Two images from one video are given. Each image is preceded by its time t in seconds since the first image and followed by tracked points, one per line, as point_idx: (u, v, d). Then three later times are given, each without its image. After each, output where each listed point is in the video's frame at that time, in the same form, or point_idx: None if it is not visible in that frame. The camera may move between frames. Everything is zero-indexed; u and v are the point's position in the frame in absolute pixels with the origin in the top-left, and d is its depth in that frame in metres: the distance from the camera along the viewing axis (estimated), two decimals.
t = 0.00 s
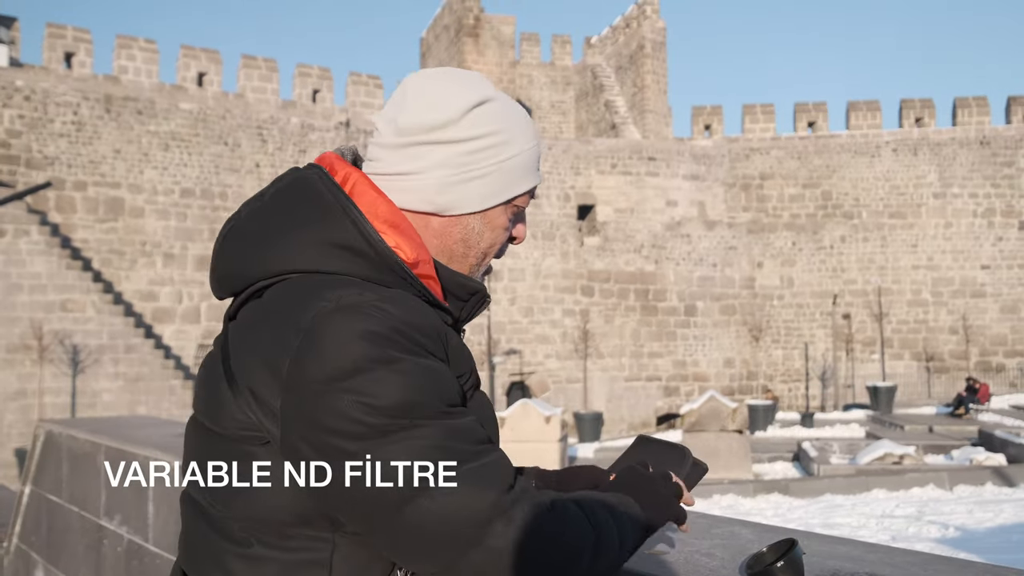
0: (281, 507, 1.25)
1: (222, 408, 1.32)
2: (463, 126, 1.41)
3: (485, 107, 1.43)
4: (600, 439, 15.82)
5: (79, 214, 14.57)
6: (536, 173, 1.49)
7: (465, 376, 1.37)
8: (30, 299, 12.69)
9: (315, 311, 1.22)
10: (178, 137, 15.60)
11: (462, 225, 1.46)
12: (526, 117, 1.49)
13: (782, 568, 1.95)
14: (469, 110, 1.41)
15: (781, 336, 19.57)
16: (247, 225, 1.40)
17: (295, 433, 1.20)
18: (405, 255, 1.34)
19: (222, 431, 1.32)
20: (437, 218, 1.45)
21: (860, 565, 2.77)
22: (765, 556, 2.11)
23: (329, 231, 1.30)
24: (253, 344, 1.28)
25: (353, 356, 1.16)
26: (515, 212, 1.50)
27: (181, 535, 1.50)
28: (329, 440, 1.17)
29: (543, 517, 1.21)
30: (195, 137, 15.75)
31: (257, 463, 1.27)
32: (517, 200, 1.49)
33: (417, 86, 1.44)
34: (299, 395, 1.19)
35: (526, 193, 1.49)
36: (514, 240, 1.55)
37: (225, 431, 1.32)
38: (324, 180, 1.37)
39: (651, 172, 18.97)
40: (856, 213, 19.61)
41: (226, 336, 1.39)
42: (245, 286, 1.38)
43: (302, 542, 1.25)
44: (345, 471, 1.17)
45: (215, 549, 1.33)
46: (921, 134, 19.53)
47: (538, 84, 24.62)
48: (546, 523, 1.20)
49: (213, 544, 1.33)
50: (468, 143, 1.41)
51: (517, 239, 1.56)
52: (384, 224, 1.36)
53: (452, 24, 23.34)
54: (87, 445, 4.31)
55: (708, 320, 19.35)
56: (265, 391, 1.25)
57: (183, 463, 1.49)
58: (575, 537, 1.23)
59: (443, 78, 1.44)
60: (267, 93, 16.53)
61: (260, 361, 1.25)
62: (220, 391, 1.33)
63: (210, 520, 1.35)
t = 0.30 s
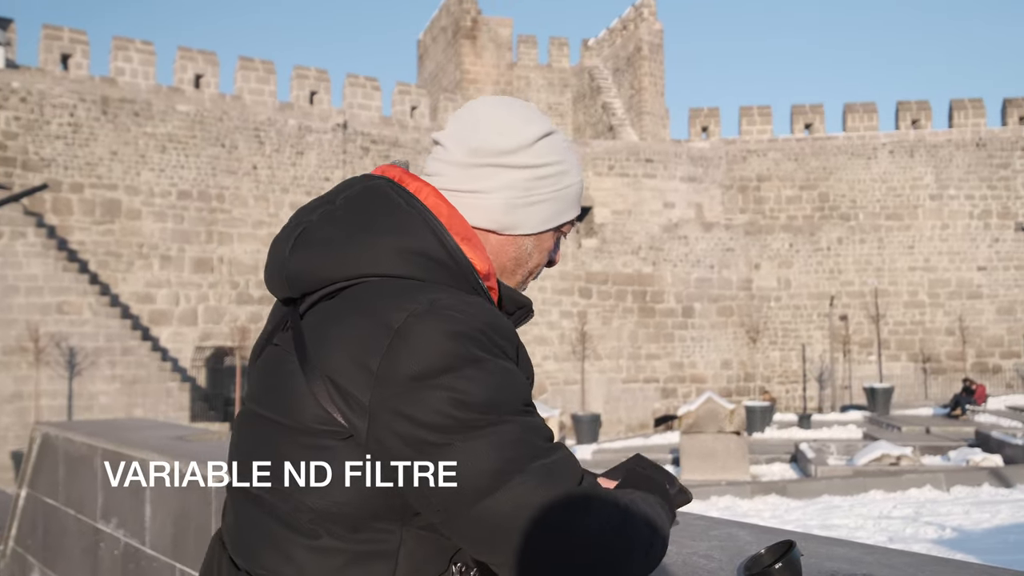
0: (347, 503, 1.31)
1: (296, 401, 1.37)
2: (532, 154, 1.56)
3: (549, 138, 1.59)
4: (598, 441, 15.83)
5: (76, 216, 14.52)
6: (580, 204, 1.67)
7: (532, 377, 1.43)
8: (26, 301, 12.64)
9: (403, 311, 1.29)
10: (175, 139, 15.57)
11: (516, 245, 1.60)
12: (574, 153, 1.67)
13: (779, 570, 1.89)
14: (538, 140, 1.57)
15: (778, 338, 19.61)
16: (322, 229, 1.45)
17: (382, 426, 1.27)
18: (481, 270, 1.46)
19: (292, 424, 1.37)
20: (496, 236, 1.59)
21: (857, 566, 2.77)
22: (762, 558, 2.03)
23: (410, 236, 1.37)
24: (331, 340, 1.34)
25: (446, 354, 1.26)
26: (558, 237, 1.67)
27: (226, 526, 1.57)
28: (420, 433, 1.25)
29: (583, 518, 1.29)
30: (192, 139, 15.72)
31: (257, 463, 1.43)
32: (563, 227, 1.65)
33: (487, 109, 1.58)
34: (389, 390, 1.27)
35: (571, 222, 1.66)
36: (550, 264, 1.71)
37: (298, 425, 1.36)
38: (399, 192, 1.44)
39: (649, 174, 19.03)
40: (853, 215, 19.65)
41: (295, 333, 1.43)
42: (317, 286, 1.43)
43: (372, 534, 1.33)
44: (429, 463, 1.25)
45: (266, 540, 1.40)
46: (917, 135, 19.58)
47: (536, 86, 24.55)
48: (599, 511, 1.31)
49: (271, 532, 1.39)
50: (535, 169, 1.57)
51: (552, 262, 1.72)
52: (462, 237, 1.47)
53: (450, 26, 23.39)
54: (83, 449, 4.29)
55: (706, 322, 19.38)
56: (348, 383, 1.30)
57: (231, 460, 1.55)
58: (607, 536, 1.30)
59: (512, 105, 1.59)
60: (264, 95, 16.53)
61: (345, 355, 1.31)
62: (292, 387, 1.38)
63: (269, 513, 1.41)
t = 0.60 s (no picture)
0: (369, 498, 1.34)
1: (327, 396, 1.38)
2: (552, 169, 1.64)
3: (568, 154, 1.66)
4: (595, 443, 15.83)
5: (71, 218, 14.48)
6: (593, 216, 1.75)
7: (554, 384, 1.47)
8: (20, 304, 12.59)
9: (439, 311, 1.32)
10: (170, 141, 15.54)
11: (537, 253, 1.68)
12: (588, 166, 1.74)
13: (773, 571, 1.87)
14: (560, 154, 1.64)
15: (774, 339, 19.65)
16: (357, 232, 1.46)
17: (414, 420, 1.29)
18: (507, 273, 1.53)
19: (322, 417, 1.39)
20: (518, 244, 1.65)
21: (851, 567, 2.77)
22: (758, 559, 2.00)
23: (441, 239, 1.40)
24: (364, 336, 1.36)
25: (481, 353, 1.29)
26: (572, 246, 1.75)
27: (247, 517, 1.59)
28: (453, 431, 1.28)
29: (588, 531, 1.30)
30: (187, 141, 15.69)
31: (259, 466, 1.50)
32: (577, 238, 1.73)
33: (509, 125, 1.65)
34: (423, 387, 1.29)
35: (585, 233, 1.74)
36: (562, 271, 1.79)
37: (330, 417, 1.38)
38: (432, 198, 1.47)
39: (644, 176, 19.11)
40: (848, 216, 19.69)
41: (329, 330, 1.44)
42: (351, 286, 1.45)
43: (399, 526, 1.36)
44: (456, 460, 1.27)
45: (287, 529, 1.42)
46: (912, 137, 19.64)
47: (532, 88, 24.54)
48: (608, 520, 1.33)
49: (294, 518, 1.41)
50: (555, 181, 1.64)
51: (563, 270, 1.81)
52: (492, 244, 1.55)
53: (446, 28, 23.46)
54: (77, 452, 4.27)
55: (702, 323, 19.42)
56: (382, 377, 1.32)
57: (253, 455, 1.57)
58: (610, 549, 1.32)
59: (533, 121, 1.66)
60: (259, 96, 16.51)
61: (380, 349, 1.33)
62: (325, 381, 1.39)
63: (294, 499, 1.42)
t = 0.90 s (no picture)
0: (367, 500, 1.34)
1: (329, 394, 1.38)
2: (552, 172, 1.65)
3: (566, 157, 1.68)
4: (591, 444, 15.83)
5: (64, 223, 14.44)
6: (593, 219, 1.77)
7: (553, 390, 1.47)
8: (14, 309, 12.56)
9: (441, 315, 1.32)
10: (164, 145, 15.50)
11: (540, 256, 1.70)
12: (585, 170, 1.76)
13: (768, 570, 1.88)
14: (558, 158, 1.66)
15: (769, 339, 19.67)
16: (362, 234, 1.48)
17: (414, 421, 1.30)
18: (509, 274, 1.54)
19: (323, 415, 1.39)
20: (521, 247, 1.67)
21: (846, 566, 2.77)
22: (752, 559, 2.01)
23: (445, 243, 1.41)
24: (370, 338, 1.36)
25: (480, 359, 1.29)
26: (573, 249, 1.77)
27: (250, 515, 1.57)
28: (451, 432, 1.28)
29: (577, 539, 1.30)
30: (181, 144, 15.66)
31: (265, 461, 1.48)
32: (578, 240, 1.75)
33: (509, 130, 1.66)
34: (424, 387, 1.30)
35: (585, 236, 1.76)
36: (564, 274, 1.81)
37: (332, 414, 1.38)
38: (437, 204, 1.49)
39: (639, 177, 19.12)
40: (843, 215, 19.72)
41: (333, 330, 1.45)
42: (357, 286, 1.46)
43: (399, 523, 1.35)
44: (454, 462, 1.28)
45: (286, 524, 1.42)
46: (906, 137, 19.67)
47: (525, 89, 24.47)
48: (597, 529, 1.33)
49: (297, 513, 1.40)
50: (556, 185, 1.66)
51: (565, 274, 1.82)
52: (495, 247, 1.57)
53: (439, 30, 23.48)
54: (72, 457, 4.27)
55: (697, 323, 19.44)
56: (384, 377, 1.32)
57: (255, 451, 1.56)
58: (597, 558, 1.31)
59: (531, 125, 1.67)
60: (253, 100, 16.49)
61: (383, 351, 1.33)
62: (328, 379, 1.40)
63: (295, 496, 1.41)
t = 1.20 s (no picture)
0: (363, 501, 1.34)
1: (324, 395, 1.38)
2: (545, 175, 1.65)
3: (560, 160, 1.68)
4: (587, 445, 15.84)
5: (58, 226, 14.40)
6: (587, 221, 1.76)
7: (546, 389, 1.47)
8: (8, 313, 12.52)
9: (434, 316, 1.32)
10: (157, 148, 15.47)
11: (533, 258, 1.70)
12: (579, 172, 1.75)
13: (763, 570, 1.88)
14: (551, 161, 1.66)
15: (764, 338, 19.71)
16: (354, 237, 1.48)
17: (408, 421, 1.29)
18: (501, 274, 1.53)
19: (318, 416, 1.39)
20: (513, 249, 1.67)
21: (842, 564, 2.76)
22: (748, 558, 1.97)
23: (437, 246, 1.41)
24: (363, 340, 1.36)
25: (473, 359, 1.29)
26: (566, 251, 1.77)
27: (244, 516, 1.57)
28: (445, 432, 1.27)
29: (570, 537, 1.30)
30: (174, 147, 15.63)
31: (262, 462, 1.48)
32: (571, 243, 1.75)
33: (503, 133, 1.66)
34: (417, 388, 1.29)
35: (578, 238, 1.76)
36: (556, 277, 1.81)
37: (327, 416, 1.38)
38: (430, 206, 1.49)
39: (633, 177, 19.12)
40: (836, 215, 19.79)
41: (325, 332, 1.45)
42: (350, 287, 1.46)
43: (392, 524, 1.35)
44: (454, 461, 1.27)
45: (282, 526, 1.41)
46: (899, 136, 19.73)
47: (519, 91, 24.50)
48: (589, 528, 1.33)
49: (293, 514, 1.40)
50: (548, 187, 1.65)
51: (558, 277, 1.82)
52: (487, 249, 1.56)
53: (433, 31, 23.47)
54: (64, 461, 4.25)
55: (692, 323, 19.46)
56: (377, 378, 1.32)
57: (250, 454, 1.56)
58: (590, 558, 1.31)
59: (525, 129, 1.67)
60: (247, 102, 16.48)
61: (376, 352, 1.33)
62: (322, 382, 1.40)
63: (293, 498, 1.41)
